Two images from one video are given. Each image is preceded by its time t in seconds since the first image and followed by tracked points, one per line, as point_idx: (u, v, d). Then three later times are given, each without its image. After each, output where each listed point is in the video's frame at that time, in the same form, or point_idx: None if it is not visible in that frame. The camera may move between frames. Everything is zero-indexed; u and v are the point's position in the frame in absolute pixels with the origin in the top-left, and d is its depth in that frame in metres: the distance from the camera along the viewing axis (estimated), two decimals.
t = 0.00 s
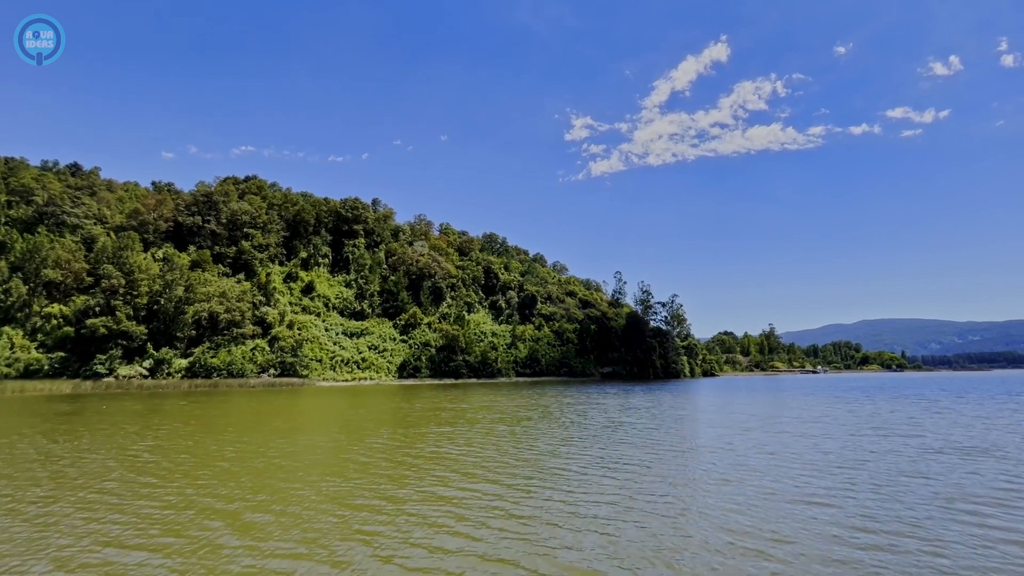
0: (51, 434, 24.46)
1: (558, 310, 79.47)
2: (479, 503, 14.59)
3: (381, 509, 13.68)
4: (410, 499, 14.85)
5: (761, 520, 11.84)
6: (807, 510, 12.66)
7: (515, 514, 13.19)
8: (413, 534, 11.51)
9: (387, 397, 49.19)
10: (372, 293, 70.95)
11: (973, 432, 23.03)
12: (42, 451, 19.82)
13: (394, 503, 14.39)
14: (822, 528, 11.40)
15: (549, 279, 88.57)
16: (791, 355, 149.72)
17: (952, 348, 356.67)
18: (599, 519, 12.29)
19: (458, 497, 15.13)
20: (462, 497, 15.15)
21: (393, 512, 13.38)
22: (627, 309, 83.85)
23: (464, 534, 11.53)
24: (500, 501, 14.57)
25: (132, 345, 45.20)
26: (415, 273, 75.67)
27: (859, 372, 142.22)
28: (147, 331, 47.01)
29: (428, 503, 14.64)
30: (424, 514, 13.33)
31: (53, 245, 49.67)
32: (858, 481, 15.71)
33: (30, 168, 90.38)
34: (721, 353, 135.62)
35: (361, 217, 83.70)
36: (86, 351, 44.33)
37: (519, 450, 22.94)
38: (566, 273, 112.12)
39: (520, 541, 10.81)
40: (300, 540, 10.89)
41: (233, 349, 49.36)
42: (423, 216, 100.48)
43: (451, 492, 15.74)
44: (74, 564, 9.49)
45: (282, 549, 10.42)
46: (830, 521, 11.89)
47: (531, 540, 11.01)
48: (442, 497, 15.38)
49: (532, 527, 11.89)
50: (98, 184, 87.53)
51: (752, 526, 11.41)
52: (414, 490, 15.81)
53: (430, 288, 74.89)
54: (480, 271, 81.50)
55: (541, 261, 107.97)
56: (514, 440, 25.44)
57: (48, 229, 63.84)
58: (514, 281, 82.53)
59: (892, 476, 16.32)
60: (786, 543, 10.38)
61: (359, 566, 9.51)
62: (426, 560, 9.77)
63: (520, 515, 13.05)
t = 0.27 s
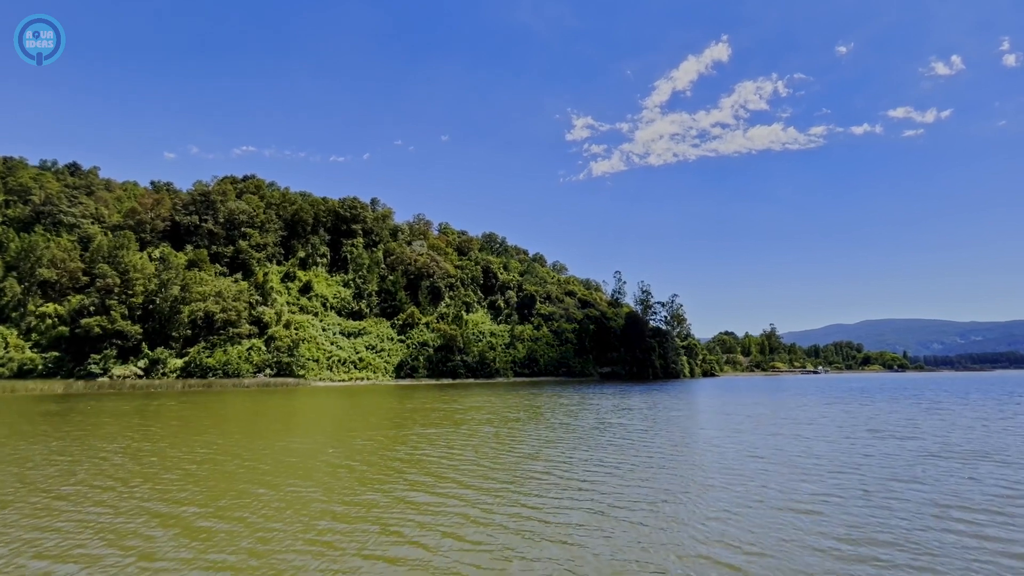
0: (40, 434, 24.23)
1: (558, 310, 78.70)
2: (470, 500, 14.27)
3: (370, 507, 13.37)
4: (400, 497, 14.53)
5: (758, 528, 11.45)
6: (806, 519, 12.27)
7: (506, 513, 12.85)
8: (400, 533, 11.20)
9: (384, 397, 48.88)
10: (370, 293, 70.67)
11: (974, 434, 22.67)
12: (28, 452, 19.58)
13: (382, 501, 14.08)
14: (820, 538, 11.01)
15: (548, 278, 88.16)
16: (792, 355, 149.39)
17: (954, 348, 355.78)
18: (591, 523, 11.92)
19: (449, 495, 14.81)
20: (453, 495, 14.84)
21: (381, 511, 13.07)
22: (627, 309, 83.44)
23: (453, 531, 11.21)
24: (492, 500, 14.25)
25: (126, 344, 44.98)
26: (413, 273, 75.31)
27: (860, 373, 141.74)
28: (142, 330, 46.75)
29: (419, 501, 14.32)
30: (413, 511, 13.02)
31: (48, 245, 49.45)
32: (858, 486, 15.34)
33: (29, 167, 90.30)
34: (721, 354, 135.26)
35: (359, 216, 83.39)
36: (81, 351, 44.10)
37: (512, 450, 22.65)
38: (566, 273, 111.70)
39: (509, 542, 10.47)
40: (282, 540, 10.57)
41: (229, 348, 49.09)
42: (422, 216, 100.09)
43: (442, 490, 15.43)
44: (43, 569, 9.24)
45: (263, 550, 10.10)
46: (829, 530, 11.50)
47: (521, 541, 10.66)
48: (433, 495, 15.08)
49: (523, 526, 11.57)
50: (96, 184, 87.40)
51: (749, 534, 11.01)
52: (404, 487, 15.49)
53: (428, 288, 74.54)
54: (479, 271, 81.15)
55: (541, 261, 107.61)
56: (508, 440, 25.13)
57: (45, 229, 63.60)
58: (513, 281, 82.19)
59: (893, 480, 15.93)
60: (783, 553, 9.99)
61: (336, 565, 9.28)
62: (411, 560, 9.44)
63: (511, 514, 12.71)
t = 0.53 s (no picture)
0: (28, 434, 23.91)
1: (557, 309, 78.50)
2: (463, 502, 13.97)
3: (359, 510, 13.09)
4: (390, 499, 14.25)
5: (755, 534, 11.13)
6: (805, 522, 11.96)
7: (497, 512, 12.57)
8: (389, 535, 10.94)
9: (381, 397, 48.55)
10: (368, 293, 70.40)
11: (976, 437, 22.24)
12: (13, 453, 19.25)
13: (372, 504, 13.79)
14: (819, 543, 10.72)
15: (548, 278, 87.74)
16: (793, 356, 149.00)
17: (956, 348, 354.68)
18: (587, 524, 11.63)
19: (441, 497, 14.55)
20: (445, 496, 14.57)
21: (371, 514, 12.78)
22: (626, 309, 83.08)
23: (442, 532, 10.94)
24: (484, 501, 13.98)
25: (122, 344, 44.72)
26: (411, 272, 74.98)
27: (862, 373, 141.18)
28: (138, 330, 46.51)
29: (409, 502, 14.04)
30: (403, 513, 12.74)
31: (43, 244, 49.17)
32: (859, 489, 15.04)
33: (28, 167, 90.10)
34: (722, 353, 134.79)
35: (358, 216, 83.14)
36: (76, 351, 43.84)
37: (506, 451, 22.29)
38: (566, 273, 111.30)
39: (497, 545, 10.19)
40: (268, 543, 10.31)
41: (225, 348, 48.81)
42: (422, 215, 99.74)
43: (434, 492, 15.20)
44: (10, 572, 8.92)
45: (245, 552, 9.81)
46: (829, 534, 11.21)
47: (513, 541, 10.35)
48: (425, 496, 14.81)
49: (514, 526, 11.33)
50: (95, 183, 87.20)
51: (747, 540, 10.73)
52: (393, 489, 15.15)
53: (426, 288, 74.24)
54: (478, 270, 80.84)
55: (540, 261, 107.26)
56: (502, 441, 24.76)
57: (43, 228, 63.42)
58: (512, 281, 81.87)
59: (895, 484, 15.59)
60: (782, 561, 9.68)
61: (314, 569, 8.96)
62: (391, 564, 9.13)
63: (503, 515, 12.42)
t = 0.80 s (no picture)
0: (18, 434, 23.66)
1: (557, 310, 78.18)
2: (454, 504, 13.70)
3: (347, 511, 12.82)
4: (380, 500, 14.00)
5: (749, 540, 10.84)
6: (804, 526, 11.66)
7: (487, 518, 12.28)
8: (375, 541, 10.66)
9: (378, 398, 48.26)
10: (366, 293, 70.14)
11: (977, 440, 21.87)
12: None
13: (361, 505, 13.53)
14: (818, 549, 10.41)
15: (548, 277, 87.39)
16: (794, 356, 148.42)
17: (959, 349, 353.41)
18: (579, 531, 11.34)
19: (432, 499, 14.28)
20: (435, 498, 14.29)
21: (359, 515, 12.51)
22: (626, 309, 82.73)
23: (429, 540, 10.66)
24: (475, 504, 13.70)
25: (117, 344, 44.51)
26: (410, 272, 74.64)
27: (863, 374, 140.59)
28: (134, 330, 46.27)
29: (399, 504, 13.78)
30: (392, 516, 12.47)
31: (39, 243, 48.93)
32: (859, 493, 14.73)
33: (27, 167, 89.90)
34: (723, 354, 134.29)
35: (357, 215, 82.90)
36: (71, 351, 43.63)
37: (500, 452, 21.98)
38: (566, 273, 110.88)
39: (486, 554, 9.90)
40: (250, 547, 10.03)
41: (222, 348, 48.58)
42: (421, 215, 99.42)
43: (425, 494, 14.92)
44: None
45: (225, 556, 9.54)
46: (828, 539, 10.91)
47: (502, 550, 10.06)
48: (415, 497, 14.54)
49: (504, 534, 11.05)
50: (94, 183, 86.99)
51: (743, 545, 10.45)
52: (380, 491, 14.89)
53: (425, 288, 73.96)
54: (477, 270, 80.52)
55: (540, 261, 106.90)
56: (496, 442, 24.45)
57: (40, 228, 63.26)
58: (511, 281, 81.54)
59: (895, 488, 15.28)
60: (779, 568, 9.37)
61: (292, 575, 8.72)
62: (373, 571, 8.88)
63: (494, 520, 12.15)
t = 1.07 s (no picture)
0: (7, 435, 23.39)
1: (556, 310, 77.92)
2: (444, 506, 13.40)
3: (334, 511, 12.55)
4: (368, 501, 13.72)
5: (736, 543, 10.67)
6: (800, 531, 11.38)
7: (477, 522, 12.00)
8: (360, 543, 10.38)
9: (376, 398, 47.99)
10: (365, 293, 69.88)
11: (979, 444, 21.51)
12: None
13: (349, 505, 13.27)
14: (814, 555, 10.11)
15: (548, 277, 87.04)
16: (796, 356, 147.82)
17: (961, 350, 352.11)
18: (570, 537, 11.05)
19: (422, 500, 14.00)
20: (425, 499, 14.01)
21: (346, 516, 12.24)
22: (626, 309, 82.38)
23: (415, 544, 10.37)
24: (466, 506, 13.41)
25: (113, 344, 44.28)
26: (409, 272, 74.34)
27: (865, 374, 139.93)
28: (129, 330, 46.04)
29: (387, 504, 13.50)
30: (379, 517, 12.20)
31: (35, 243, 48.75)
32: (858, 495, 14.42)
33: (26, 167, 89.71)
34: (724, 354, 133.76)
35: (356, 215, 82.67)
36: (66, 351, 43.42)
37: (494, 453, 21.67)
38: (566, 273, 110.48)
39: (473, 559, 9.61)
40: (229, 550, 9.77)
41: (219, 348, 48.36)
42: (421, 215, 99.11)
43: (415, 494, 14.64)
44: None
45: (204, 561, 9.25)
46: (825, 546, 10.61)
47: (490, 557, 9.78)
48: (405, 497, 14.26)
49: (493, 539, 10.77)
50: (93, 183, 86.77)
51: (738, 553, 10.15)
52: (367, 494, 14.63)
53: (424, 288, 73.61)
54: (477, 270, 80.19)
55: (540, 261, 106.61)
56: (491, 443, 24.17)
57: (38, 227, 63.13)
58: (511, 281, 81.20)
59: (896, 493, 14.94)
60: None
61: None
62: None
63: (482, 525, 11.89)
